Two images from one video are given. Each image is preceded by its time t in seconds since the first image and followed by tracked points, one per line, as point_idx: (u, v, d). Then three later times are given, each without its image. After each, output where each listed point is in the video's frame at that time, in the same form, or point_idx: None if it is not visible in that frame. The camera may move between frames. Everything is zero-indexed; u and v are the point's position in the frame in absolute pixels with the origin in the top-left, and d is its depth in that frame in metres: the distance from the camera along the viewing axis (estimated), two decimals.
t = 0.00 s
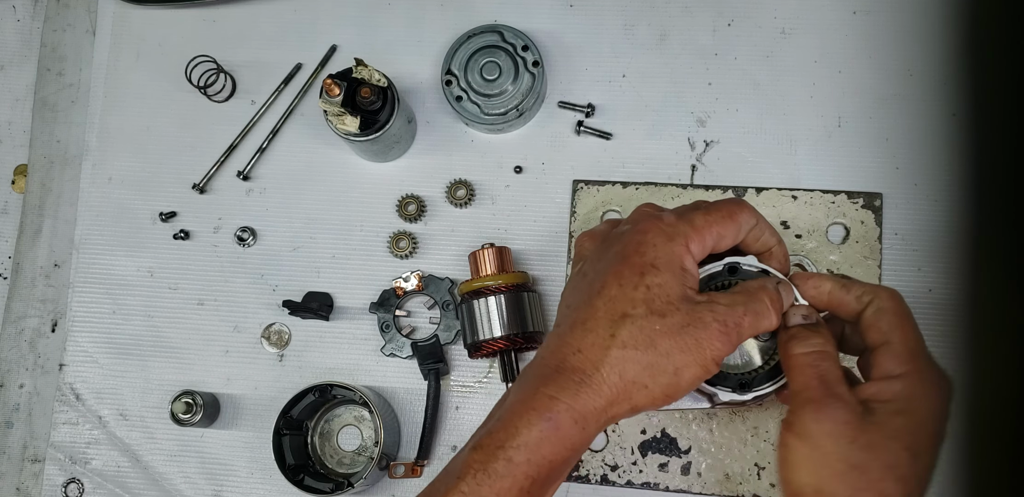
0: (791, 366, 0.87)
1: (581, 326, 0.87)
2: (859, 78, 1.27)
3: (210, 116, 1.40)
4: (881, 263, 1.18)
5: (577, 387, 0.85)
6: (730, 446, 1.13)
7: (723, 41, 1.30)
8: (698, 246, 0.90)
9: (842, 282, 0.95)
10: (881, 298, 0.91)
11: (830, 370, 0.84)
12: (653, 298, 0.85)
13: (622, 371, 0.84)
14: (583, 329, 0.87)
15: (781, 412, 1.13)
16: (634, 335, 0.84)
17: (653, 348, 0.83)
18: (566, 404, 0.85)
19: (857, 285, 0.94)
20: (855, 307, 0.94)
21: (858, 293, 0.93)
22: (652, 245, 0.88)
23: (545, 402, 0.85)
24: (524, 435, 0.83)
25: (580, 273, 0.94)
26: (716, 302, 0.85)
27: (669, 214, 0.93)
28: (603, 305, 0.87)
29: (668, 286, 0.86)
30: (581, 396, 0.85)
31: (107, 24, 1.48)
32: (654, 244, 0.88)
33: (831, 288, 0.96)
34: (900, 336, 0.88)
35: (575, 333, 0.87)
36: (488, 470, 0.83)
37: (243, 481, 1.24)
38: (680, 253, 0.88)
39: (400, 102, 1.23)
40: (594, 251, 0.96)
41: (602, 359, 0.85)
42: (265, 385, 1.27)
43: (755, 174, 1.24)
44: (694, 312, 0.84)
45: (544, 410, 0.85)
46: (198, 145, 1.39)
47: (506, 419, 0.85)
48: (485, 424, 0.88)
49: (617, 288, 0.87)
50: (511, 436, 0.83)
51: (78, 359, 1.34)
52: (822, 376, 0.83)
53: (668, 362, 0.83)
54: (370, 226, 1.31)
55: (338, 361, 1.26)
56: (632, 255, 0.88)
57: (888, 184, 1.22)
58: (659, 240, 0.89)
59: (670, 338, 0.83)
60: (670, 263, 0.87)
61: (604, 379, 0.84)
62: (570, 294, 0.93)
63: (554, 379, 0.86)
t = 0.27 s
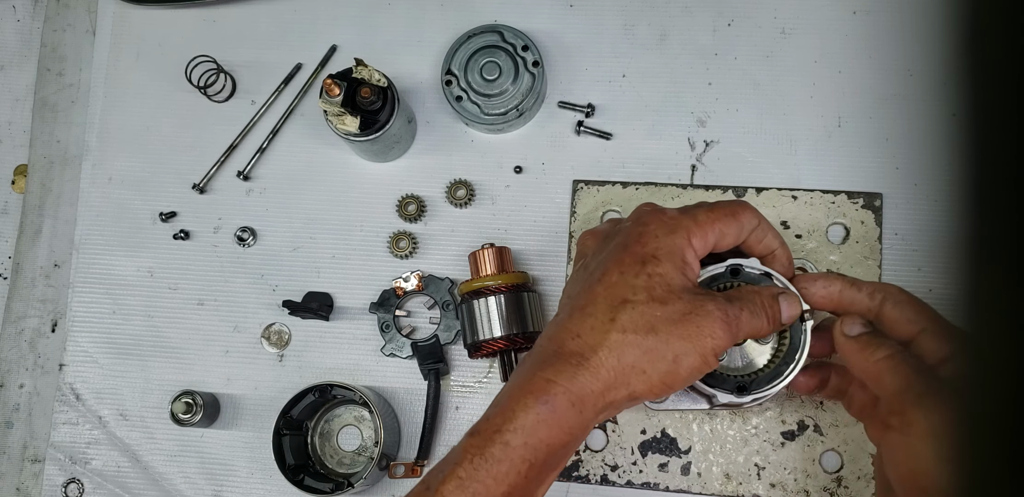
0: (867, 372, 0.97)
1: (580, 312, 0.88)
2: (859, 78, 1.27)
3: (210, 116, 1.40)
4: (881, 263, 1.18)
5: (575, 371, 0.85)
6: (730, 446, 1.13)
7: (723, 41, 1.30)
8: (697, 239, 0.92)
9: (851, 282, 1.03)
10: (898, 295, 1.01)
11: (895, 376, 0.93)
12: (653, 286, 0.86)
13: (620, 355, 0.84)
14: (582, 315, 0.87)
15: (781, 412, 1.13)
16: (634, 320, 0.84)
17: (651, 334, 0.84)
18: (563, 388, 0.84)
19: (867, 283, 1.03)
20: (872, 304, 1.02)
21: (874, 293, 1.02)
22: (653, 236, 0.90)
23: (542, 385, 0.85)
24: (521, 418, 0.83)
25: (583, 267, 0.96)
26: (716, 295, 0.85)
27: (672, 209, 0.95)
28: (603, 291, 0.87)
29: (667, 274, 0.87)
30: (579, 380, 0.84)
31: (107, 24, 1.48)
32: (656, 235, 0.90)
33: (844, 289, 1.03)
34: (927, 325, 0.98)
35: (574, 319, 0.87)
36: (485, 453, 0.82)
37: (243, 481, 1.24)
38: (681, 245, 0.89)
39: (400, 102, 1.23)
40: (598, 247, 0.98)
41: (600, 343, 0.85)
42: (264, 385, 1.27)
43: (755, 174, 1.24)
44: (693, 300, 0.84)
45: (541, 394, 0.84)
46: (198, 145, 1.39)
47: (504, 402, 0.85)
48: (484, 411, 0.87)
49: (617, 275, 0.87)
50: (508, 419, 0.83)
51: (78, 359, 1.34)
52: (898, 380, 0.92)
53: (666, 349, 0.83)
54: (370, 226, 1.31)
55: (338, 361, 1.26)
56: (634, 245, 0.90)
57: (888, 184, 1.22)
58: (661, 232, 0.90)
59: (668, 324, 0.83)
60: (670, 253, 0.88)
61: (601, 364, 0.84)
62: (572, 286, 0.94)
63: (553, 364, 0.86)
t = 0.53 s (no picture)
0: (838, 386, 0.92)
1: (587, 320, 0.87)
2: (859, 78, 1.27)
3: (210, 116, 1.40)
4: (881, 263, 1.18)
5: (581, 382, 0.84)
6: (730, 446, 1.13)
7: (723, 41, 1.30)
8: (705, 247, 0.91)
9: (845, 278, 1.02)
10: (892, 290, 0.99)
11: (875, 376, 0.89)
12: (661, 297, 0.85)
13: (627, 367, 0.84)
14: (589, 325, 0.86)
15: (781, 412, 1.13)
16: (641, 332, 0.84)
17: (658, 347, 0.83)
18: (569, 398, 0.84)
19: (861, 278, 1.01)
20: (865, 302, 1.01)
21: (868, 289, 1.00)
22: (661, 245, 0.89)
23: (548, 395, 0.84)
24: (526, 427, 0.82)
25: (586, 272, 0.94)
26: (725, 307, 0.85)
27: (678, 215, 0.93)
28: (610, 302, 0.86)
29: (675, 285, 0.86)
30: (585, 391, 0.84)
31: (107, 24, 1.48)
32: (664, 244, 0.89)
33: (839, 286, 1.02)
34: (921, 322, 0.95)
35: (580, 329, 0.87)
36: (490, 463, 0.81)
37: (244, 481, 1.24)
38: (689, 254, 0.88)
39: (400, 102, 1.23)
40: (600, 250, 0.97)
41: (607, 353, 0.84)
42: (265, 385, 1.27)
43: (755, 174, 1.24)
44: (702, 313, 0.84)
45: (547, 403, 0.83)
46: (198, 145, 1.39)
47: (508, 411, 0.84)
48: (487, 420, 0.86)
49: (625, 285, 0.87)
50: (512, 429, 0.82)
51: (78, 359, 1.34)
52: (870, 384, 0.88)
53: (673, 361, 0.83)
54: (370, 226, 1.31)
55: (338, 361, 1.26)
56: (641, 252, 0.88)
57: (888, 184, 1.22)
58: (668, 240, 0.89)
59: (676, 338, 0.83)
60: (679, 262, 0.87)
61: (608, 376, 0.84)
62: (575, 292, 0.92)
63: (558, 373, 0.85)
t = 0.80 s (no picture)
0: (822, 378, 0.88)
1: (587, 296, 0.87)
2: (859, 78, 1.27)
3: (210, 116, 1.40)
4: (881, 263, 1.18)
5: (575, 354, 0.84)
6: (730, 446, 1.13)
7: (723, 41, 1.30)
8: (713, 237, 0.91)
9: (840, 268, 1.02)
10: (883, 274, 0.98)
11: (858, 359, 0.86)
12: (665, 281, 0.86)
13: (623, 343, 0.84)
14: (588, 302, 0.87)
15: (781, 412, 1.13)
16: (641, 309, 0.84)
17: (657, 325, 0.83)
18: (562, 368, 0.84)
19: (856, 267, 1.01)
20: (861, 289, 1.00)
21: (860, 274, 1.00)
22: (668, 232, 0.89)
23: (541, 366, 0.84)
24: (518, 398, 0.83)
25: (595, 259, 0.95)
26: (729, 302, 0.85)
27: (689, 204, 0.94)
28: (613, 281, 0.87)
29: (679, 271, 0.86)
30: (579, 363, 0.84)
31: (107, 24, 1.48)
32: (672, 231, 0.89)
33: (835, 277, 1.02)
34: (913, 304, 0.94)
35: (579, 305, 0.87)
36: (482, 434, 0.82)
37: (244, 481, 1.24)
38: (697, 245, 0.89)
39: (400, 102, 1.23)
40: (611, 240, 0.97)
41: (604, 329, 0.85)
42: (265, 385, 1.27)
43: (755, 174, 1.24)
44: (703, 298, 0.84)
45: (540, 374, 0.84)
46: (198, 145, 1.39)
47: (502, 383, 0.84)
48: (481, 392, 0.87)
49: (630, 267, 0.87)
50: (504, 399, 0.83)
51: (78, 359, 1.34)
52: (853, 369, 0.85)
53: (670, 344, 0.83)
54: (370, 226, 1.31)
55: (338, 361, 1.26)
56: (649, 237, 0.89)
57: (888, 184, 1.22)
58: (677, 228, 0.90)
59: (675, 320, 0.83)
60: (685, 249, 0.88)
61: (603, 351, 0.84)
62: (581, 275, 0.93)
63: (553, 346, 0.85)
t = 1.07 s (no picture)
0: (796, 358, 0.90)
1: (549, 329, 0.87)
2: (859, 78, 1.27)
3: (210, 116, 1.40)
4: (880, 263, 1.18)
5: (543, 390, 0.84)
6: (730, 446, 1.13)
7: (723, 41, 1.30)
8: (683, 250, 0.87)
9: (830, 255, 1.03)
10: (868, 251, 1.00)
11: (835, 341, 0.89)
12: (625, 309, 0.85)
13: (588, 379, 0.83)
14: (552, 333, 0.86)
15: (781, 412, 1.13)
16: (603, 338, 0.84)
17: (622, 363, 0.83)
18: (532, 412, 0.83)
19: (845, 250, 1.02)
20: (852, 271, 1.01)
21: (848, 256, 1.02)
22: (627, 253, 0.87)
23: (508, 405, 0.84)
24: (485, 438, 0.82)
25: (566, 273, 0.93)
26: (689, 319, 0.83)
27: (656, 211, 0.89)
28: (576, 311, 0.86)
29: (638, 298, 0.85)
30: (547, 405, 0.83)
31: (107, 24, 1.48)
32: (629, 253, 0.87)
33: (825, 266, 1.04)
34: (896, 281, 0.95)
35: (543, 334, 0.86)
36: (452, 475, 0.82)
37: (243, 481, 1.24)
38: (658, 261, 0.86)
39: (400, 102, 1.23)
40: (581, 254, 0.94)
41: (568, 360, 0.84)
42: (265, 385, 1.27)
43: (755, 174, 1.24)
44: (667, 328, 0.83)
45: (505, 413, 0.83)
46: (198, 145, 1.39)
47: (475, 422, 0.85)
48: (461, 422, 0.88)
49: (591, 293, 0.86)
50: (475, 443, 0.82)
51: (78, 359, 1.34)
52: (828, 351, 0.88)
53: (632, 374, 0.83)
54: (370, 226, 1.31)
55: (338, 361, 1.26)
56: (607, 261, 0.88)
57: (888, 184, 1.22)
58: (636, 246, 0.87)
59: (638, 348, 0.83)
60: (639, 272, 0.86)
61: (566, 381, 0.84)
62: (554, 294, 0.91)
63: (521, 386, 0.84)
